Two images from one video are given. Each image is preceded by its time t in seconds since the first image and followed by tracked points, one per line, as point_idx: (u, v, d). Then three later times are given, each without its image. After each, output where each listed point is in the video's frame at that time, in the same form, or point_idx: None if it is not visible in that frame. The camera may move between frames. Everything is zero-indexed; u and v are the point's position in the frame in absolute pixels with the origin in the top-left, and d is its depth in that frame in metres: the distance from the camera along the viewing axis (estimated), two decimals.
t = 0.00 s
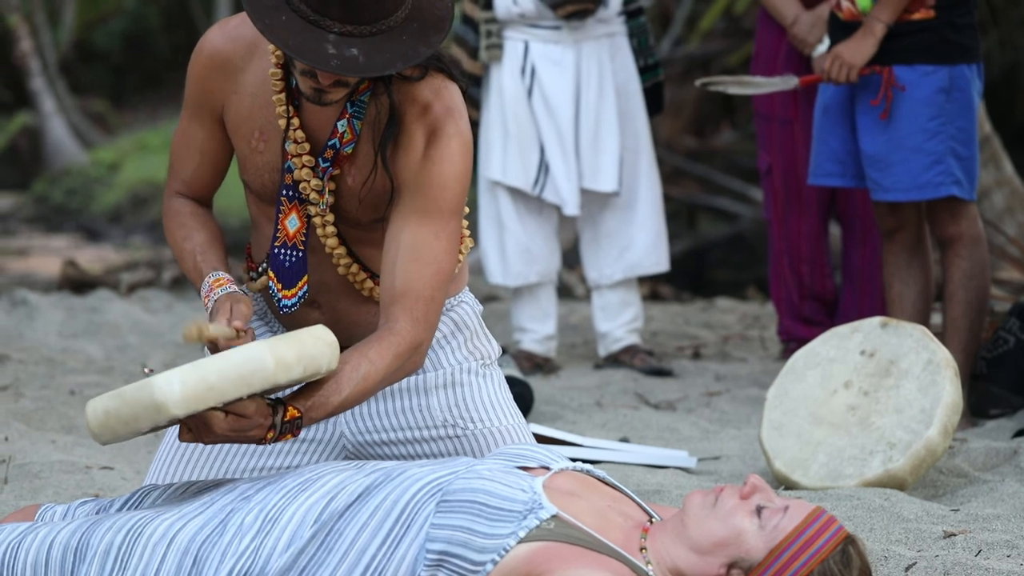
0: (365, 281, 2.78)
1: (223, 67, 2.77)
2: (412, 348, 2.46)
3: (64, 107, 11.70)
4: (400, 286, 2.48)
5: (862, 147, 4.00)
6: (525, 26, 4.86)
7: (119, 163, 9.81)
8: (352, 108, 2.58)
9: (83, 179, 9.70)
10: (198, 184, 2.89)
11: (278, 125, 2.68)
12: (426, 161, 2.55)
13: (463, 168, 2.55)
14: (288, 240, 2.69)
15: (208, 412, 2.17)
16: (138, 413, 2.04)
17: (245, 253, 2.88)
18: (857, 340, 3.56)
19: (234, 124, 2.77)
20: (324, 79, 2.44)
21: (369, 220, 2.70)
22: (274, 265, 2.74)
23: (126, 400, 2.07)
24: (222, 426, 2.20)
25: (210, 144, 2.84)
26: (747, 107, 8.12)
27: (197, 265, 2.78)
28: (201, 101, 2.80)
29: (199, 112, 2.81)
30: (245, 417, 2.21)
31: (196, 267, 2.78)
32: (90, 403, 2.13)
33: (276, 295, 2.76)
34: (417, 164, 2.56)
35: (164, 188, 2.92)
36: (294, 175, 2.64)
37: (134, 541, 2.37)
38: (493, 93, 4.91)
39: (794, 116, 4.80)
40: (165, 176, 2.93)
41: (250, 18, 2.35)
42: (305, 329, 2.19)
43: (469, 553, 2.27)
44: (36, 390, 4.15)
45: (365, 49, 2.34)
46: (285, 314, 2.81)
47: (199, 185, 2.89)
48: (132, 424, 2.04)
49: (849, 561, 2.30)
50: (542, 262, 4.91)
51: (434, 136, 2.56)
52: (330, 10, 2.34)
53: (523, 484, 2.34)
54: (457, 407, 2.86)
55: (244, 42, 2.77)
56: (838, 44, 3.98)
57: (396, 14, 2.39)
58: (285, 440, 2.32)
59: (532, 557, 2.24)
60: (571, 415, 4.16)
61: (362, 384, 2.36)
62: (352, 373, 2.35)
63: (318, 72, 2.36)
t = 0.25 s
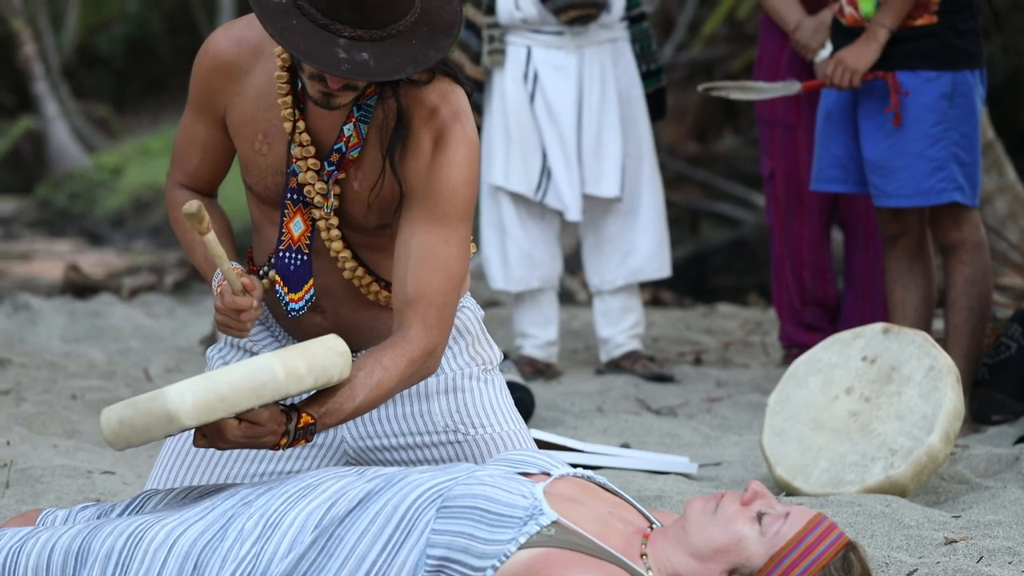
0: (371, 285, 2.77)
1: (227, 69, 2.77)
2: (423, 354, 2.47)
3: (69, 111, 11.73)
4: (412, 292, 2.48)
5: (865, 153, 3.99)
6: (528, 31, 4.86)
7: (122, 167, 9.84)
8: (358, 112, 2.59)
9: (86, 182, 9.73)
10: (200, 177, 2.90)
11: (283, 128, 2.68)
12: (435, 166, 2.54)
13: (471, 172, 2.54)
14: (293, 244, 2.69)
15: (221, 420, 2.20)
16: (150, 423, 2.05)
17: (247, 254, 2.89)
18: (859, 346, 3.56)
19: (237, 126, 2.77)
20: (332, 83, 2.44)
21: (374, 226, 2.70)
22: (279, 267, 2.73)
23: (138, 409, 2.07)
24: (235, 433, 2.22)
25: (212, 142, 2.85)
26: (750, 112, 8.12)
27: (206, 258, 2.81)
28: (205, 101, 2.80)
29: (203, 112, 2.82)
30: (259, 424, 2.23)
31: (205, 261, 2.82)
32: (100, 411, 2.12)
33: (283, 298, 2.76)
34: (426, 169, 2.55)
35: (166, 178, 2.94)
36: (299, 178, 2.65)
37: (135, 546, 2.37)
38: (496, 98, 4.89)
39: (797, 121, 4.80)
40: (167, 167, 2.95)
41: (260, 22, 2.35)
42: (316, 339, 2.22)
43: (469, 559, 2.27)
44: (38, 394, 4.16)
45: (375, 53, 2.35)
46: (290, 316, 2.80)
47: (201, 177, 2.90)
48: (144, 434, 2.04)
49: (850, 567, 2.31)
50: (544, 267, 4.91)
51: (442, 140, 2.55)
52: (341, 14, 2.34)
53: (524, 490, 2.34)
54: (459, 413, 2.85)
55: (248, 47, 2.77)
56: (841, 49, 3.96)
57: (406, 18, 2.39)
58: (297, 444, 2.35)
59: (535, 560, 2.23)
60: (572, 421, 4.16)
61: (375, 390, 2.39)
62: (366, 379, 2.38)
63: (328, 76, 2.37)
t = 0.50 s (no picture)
0: (374, 286, 2.76)
1: (232, 70, 2.76)
2: (438, 355, 2.50)
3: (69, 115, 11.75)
4: (424, 295, 2.51)
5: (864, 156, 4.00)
6: (528, 34, 4.86)
7: (122, 171, 9.85)
8: (366, 113, 2.59)
9: (86, 186, 9.74)
10: (204, 177, 2.91)
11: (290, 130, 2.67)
12: (443, 168, 2.54)
13: (480, 174, 2.55)
14: (297, 245, 2.69)
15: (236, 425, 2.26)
16: (167, 432, 2.16)
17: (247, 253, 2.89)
18: (858, 349, 3.56)
19: (241, 126, 2.76)
20: (344, 84, 2.44)
21: (381, 227, 2.70)
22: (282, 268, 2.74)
23: (156, 416, 2.18)
24: (250, 437, 2.28)
25: (216, 141, 2.85)
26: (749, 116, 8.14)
27: (209, 257, 2.81)
28: (210, 102, 2.80)
29: (208, 112, 2.82)
30: (274, 429, 2.29)
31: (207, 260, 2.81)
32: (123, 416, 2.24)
33: (285, 299, 2.75)
34: (435, 171, 2.55)
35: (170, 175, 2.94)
36: (304, 179, 2.64)
37: (135, 549, 2.37)
38: (496, 101, 4.89)
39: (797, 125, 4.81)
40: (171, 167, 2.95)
41: (274, 23, 2.35)
42: (331, 347, 2.26)
43: (469, 561, 2.27)
44: (38, 396, 4.16)
45: (389, 54, 2.35)
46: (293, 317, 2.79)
47: (205, 176, 2.91)
48: (161, 442, 2.16)
49: (849, 570, 2.29)
50: (543, 270, 4.91)
51: (450, 143, 2.55)
52: (355, 15, 2.34)
53: (524, 493, 2.33)
54: (459, 415, 2.84)
55: (254, 48, 2.76)
56: (842, 53, 3.97)
57: (418, 20, 2.39)
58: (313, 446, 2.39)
59: (535, 563, 2.23)
60: (572, 423, 4.16)
61: (389, 393, 2.43)
62: (380, 382, 2.42)
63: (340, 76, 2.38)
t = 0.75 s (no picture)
0: (377, 283, 2.74)
1: (236, 67, 2.76)
2: (449, 351, 2.51)
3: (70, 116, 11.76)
4: (434, 291, 2.51)
5: (865, 154, 4.00)
6: (528, 32, 4.87)
7: (122, 170, 9.86)
8: (372, 111, 2.58)
9: (87, 186, 9.74)
10: (208, 175, 2.91)
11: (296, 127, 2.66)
12: (452, 165, 2.54)
13: (487, 171, 2.55)
14: (303, 241, 2.68)
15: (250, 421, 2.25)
16: (185, 428, 2.16)
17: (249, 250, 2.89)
18: (859, 347, 3.55)
19: (246, 125, 2.77)
20: (355, 81, 2.45)
21: (386, 224, 2.69)
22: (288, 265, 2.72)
23: (174, 413, 2.18)
24: (264, 433, 2.27)
25: (219, 139, 2.85)
26: (750, 114, 8.14)
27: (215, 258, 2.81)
28: (214, 100, 2.80)
29: (211, 111, 2.82)
30: (288, 425, 2.27)
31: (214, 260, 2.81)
32: (140, 413, 2.24)
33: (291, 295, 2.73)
34: (444, 168, 2.56)
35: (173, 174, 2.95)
36: (310, 176, 2.63)
37: (136, 548, 2.37)
38: (496, 100, 4.89)
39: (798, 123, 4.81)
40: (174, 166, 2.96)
41: (287, 21, 2.35)
42: (349, 343, 2.26)
43: (470, 560, 2.27)
44: (39, 396, 4.16)
45: (402, 51, 2.35)
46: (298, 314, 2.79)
47: (209, 176, 2.91)
48: (179, 439, 2.15)
49: (852, 567, 2.30)
50: (544, 269, 4.91)
51: (458, 140, 2.55)
52: (367, 12, 2.34)
53: (524, 491, 2.33)
54: (460, 412, 2.84)
55: (258, 45, 2.76)
56: (841, 51, 3.97)
57: (430, 17, 2.39)
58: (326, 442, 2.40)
59: (536, 561, 2.22)
60: (573, 421, 4.16)
61: (401, 389, 2.44)
62: (392, 379, 2.43)
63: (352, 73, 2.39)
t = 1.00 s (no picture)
0: (380, 279, 2.74)
1: (240, 63, 2.76)
2: (459, 348, 2.50)
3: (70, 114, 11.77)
4: (443, 287, 2.51)
5: (864, 151, 3.99)
6: (528, 30, 4.87)
7: (121, 168, 9.87)
8: (378, 107, 2.58)
9: (86, 184, 9.75)
10: (210, 171, 2.91)
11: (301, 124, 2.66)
12: (459, 161, 2.55)
13: (494, 168, 2.56)
14: (307, 238, 2.64)
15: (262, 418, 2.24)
16: (199, 424, 2.15)
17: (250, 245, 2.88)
18: (858, 344, 3.55)
19: (249, 121, 2.76)
20: (364, 77, 2.47)
21: (391, 220, 2.69)
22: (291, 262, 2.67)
23: (186, 409, 2.17)
24: (276, 430, 2.26)
25: (221, 134, 2.85)
26: (749, 111, 8.14)
27: (219, 251, 2.79)
28: (217, 96, 2.80)
29: (214, 106, 2.82)
30: (300, 422, 2.27)
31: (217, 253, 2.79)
32: (150, 410, 2.23)
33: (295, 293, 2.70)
34: (452, 165, 2.56)
35: (174, 170, 2.94)
36: (316, 172, 2.63)
37: (134, 545, 2.37)
38: (496, 97, 4.89)
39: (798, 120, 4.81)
40: (174, 162, 2.96)
41: (298, 17, 2.35)
42: (360, 340, 2.27)
43: (469, 557, 2.26)
44: (37, 393, 4.16)
45: (413, 47, 2.35)
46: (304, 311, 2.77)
47: (211, 171, 2.91)
48: (192, 435, 2.15)
49: (851, 564, 2.27)
50: (544, 267, 4.90)
51: (465, 137, 2.56)
52: (378, 8, 2.34)
53: (523, 488, 2.32)
54: (459, 409, 2.84)
55: (262, 41, 2.77)
56: (841, 48, 3.96)
57: (439, 13, 2.39)
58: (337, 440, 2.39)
59: (534, 559, 2.23)
60: (571, 418, 4.16)
61: (411, 385, 2.43)
62: (403, 375, 2.42)
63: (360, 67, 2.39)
